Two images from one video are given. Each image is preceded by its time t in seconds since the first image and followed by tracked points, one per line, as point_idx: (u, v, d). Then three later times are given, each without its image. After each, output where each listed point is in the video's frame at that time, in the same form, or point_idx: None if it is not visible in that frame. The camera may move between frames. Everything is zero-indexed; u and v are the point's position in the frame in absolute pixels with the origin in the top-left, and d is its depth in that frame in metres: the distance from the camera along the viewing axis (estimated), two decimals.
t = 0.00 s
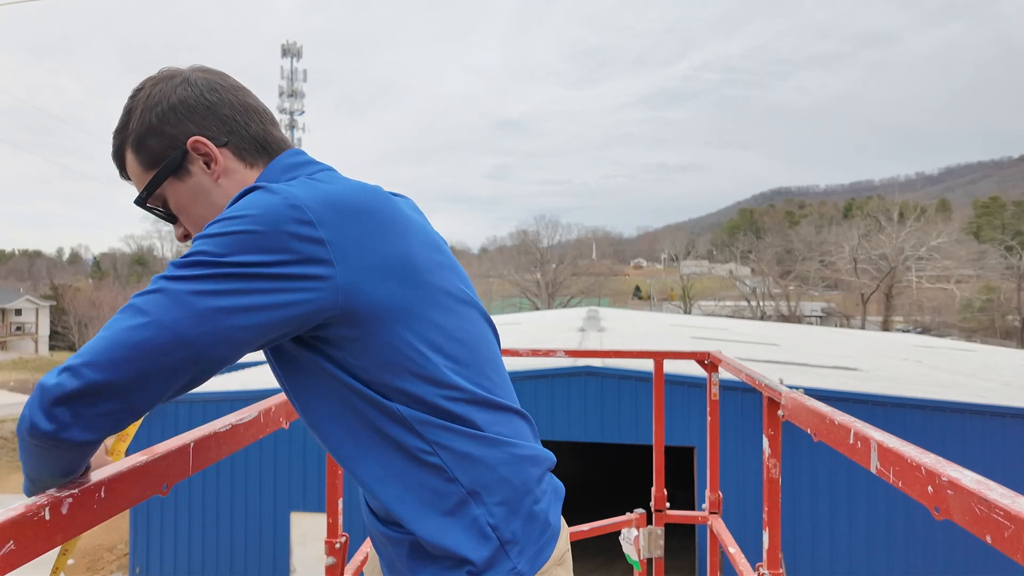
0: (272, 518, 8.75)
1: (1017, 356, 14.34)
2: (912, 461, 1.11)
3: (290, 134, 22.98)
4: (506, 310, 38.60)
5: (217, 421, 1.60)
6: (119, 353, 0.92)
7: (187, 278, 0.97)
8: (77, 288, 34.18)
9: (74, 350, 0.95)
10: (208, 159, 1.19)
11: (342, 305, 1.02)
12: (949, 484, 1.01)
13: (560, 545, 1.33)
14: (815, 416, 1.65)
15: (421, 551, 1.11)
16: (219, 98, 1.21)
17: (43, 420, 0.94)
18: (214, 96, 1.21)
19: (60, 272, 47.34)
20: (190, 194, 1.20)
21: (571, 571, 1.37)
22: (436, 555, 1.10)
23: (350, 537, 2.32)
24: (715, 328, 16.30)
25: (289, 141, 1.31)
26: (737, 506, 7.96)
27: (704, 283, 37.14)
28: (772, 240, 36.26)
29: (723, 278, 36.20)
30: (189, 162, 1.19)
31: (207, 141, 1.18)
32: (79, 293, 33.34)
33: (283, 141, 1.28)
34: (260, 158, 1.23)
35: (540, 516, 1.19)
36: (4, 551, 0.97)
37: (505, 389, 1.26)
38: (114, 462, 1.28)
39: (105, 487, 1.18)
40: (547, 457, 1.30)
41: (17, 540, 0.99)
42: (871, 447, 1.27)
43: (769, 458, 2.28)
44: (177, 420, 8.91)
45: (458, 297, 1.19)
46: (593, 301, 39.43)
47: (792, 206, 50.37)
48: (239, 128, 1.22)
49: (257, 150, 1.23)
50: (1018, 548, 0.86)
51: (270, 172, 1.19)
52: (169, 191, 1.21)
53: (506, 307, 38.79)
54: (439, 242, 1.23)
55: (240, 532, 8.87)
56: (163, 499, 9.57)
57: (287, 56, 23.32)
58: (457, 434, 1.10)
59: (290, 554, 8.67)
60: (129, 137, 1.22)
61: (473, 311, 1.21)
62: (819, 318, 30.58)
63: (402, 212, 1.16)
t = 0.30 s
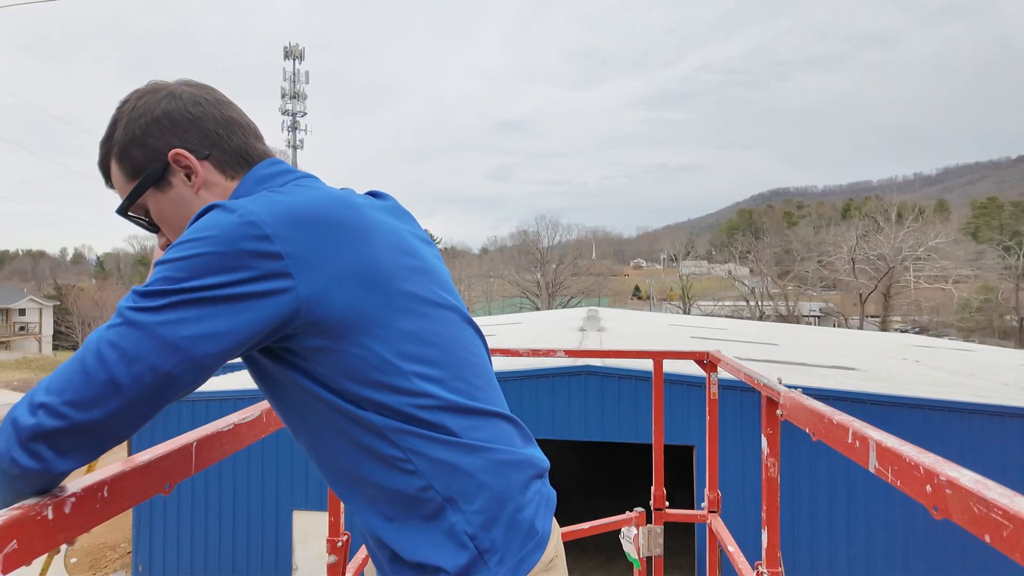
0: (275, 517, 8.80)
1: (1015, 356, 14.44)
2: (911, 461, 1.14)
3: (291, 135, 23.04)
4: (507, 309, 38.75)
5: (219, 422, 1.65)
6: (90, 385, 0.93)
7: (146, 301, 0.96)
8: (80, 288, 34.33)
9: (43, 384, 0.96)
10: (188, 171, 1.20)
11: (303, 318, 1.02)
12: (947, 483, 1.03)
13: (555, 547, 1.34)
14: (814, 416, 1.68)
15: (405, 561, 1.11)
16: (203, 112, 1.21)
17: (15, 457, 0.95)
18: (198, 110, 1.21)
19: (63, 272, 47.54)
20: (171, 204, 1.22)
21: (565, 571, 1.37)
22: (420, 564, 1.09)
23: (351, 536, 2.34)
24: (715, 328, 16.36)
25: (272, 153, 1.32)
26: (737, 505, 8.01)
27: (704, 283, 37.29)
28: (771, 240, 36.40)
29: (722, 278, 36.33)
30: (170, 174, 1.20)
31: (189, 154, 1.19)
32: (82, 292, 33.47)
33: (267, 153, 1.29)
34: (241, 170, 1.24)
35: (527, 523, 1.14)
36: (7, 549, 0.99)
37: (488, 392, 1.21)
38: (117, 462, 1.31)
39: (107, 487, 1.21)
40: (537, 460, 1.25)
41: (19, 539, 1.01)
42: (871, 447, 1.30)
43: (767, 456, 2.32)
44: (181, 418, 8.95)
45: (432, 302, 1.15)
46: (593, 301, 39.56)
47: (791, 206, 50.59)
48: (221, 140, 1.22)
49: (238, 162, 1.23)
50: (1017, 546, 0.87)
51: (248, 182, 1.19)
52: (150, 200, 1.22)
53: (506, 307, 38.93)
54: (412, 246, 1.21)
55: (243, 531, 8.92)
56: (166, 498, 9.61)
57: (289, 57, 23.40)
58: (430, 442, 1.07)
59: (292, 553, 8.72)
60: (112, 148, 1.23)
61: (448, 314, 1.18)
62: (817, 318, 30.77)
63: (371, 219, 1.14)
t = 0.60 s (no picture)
0: (276, 517, 8.82)
1: (1014, 356, 14.47)
2: (908, 460, 1.15)
3: (292, 135, 23.09)
4: (507, 309, 38.83)
5: (221, 420, 1.67)
6: (80, 391, 0.95)
7: (136, 306, 0.98)
8: (81, 288, 34.35)
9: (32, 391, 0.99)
10: (173, 192, 1.22)
11: (292, 325, 1.03)
12: (946, 482, 1.04)
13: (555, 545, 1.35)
14: (813, 415, 1.71)
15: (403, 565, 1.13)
16: (186, 131, 1.22)
17: (12, 458, 0.99)
18: (180, 130, 1.22)
19: (64, 272, 47.62)
20: (160, 224, 1.25)
21: (565, 570, 1.38)
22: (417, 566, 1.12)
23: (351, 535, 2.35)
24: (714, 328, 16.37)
25: (257, 168, 1.33)
26: (737, 505, 8.03)
27: (703, 283, 37.36)
28: (770, 240, 36.47)
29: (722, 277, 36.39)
30: (155, 195, 1.22)
31: (173, 174, 1.21)
32: (83, 292, 33.50)
33: (252, 169, 1.30)
34: (226, 187, 1.25)
35: (525, 524, 1.16)
36: (10, 548, 1.00)
37: (481, 393, 1.22)
38: (120, 460, 1.33)
39: (109, 485, 1.23)
40: (533, 459, 1.26)
41: (21, 536, 1.02)
42: (868, 445, 1.32)
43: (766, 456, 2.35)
44: (182, 418, 8.98)
45: (422, 306, 1.17)
46: (593, 300, 39.65)
47: (791, 206, 50.66)
48: (205, 159, 1.23)
49: (223, 179, 1.25)
50: (1012, 545, 0.88)
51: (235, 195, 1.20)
52: (139, 221, 1.25)
53: (506, 307, 38.99)
54: (400, 249, 1.22)
55: (244, 532, 8.94)
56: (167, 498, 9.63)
57: (290, 58, 23.44)
58: (423, 446, 1.09)
59: (292, 553, 8.74)
60: (99, 169, 1.25)
61: (437, 316, 1.19)
62: (817, 318, 30.97)
63: (357, 225, 1.15)
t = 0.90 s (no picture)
0: (277, 519, 8.82)
1: (1015, 355, 14.47)
2: (910, 461, 1.15)
3: (292, 136, 23.11)
4: (507, 309, 38.88)
5: (221, 420, 1.67)
6: (65, 400, 0.95)
7: (123, 319, 0.99)
8: (81, 288, 34.37)
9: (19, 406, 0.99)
10: (166, 197, 1.22)
11: (280, 333, 1.03)
12: (946, 483, 1.04)
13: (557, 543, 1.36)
14: (814, 415, 1.70)
15: (401, 569, 1.14)
16: (178, 137, 1.22)
17: None
18: (172, 135, 1.22)
19: (65, 272, 47.65)
20: (153, 231, 1.25)
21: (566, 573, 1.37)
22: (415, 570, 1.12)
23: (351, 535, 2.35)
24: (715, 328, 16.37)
25: (251, 172, 1.34)
26: (738, 505, 8.02)
27: (703, 283, 37.37)
28: (771, 240, 36.47)
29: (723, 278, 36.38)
30: (148, 201, 1.22)
31: (166, 179, 1.21)
32: (83, 292, 33.52)
33: (245, 173, 1.30)
34: (219, 191, 1.25)
35: (523, 526, 1.15)
36: (10, 548, 1.00)
37: (477, 394, 1.22)
38: (119, 461, 1.33)
39: (108, 485, 1.22)
40: (531, 459, 1.25)
41: (21, 537, 1.02)
42: (869, 446, 1.32)
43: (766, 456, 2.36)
44: (183, 418, 8.98)
45: (414, 309, 1.16)
46: (593, 301, 39.66)
47: (791, 206, 50.68)
48: (197, 165, 1.23)
49: (216, 184, 1.25)
50: (1016, 547, 0.88)
51: (229, 200, 1.20)
52: (132, 229, 1.26)
53: (506, 307, 39.03)
54: (391, 252, 1.21)
55: (244, 531, 8.94)
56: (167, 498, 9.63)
57: (290, 58, 23.46)
58: (415, 451, 1.09)
59: (293, 553, 8.75)
60: (91, 177, 1.24)
61: (430, 319, 1.18)
62: (817, 318, 30.96)
63: (346, 230, 1.15)
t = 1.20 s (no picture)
0: (277, 519, 8.83)
1: (1015, 355, 14.48)
2: (910, 461, 1.15)
3: (293, 136, 23.10)
4: (507, 309, 38.89)
5: (221, 421, 1.67)
6: (71, 398, 0.96)
7: (129, 315, 0.99)
8: (82, 288, 34.40)
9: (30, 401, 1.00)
10: (179, 198, 1.22)
11: (285, 333, 1.04)
12: (947, 483, 1.04)
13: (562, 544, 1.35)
14: (814, 415, 1.71)
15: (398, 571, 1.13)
16: (190, 138, 1.22)
17: (15, 470, 1.01)
18: (186, 137, 1.22)
19: (65, 272, 47.67)
20: (165, 230, 1.25)
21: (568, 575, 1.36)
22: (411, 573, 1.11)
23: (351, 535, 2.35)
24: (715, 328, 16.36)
25: (262, 173, 1.33)
26: (738, 505, 8.03)
27: (704, 283, 37.38)
28: (771, 240, 36.49)
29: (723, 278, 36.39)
30: (161, 202, 1.23)
31: (178, 180, 1.21)
32: (83, 292, 33.51)
33: (256, 175, 1.30)
34: (231, 193, 1.25)
35: (523, 531, 1.14)
36: (10, 549, 1.00)
37: (480, 397, 1.21)
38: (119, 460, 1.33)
39: (110, 485, 1.22)
40: (531, 465, 1.24)
41: (22, 537, 1.02)
42: (870, 446, 1.32)
43: (768, 456, 2.35)
44: (183, 418, 8.98)
45: (417, 310, 1.16)
46: (594, 301, 39.67)
47: (791, 206, 50.70)
48: (209, 166, 1.23)
49: (228, 186, 1.25)
50: (1016, 546, 0.88)
51: (241, 201, 1.20)
52: (145, 228, 1.26)
53: (506, 307, 39.04)
54: (396, 254, 1.21)
55: (244, 531, 8.94)
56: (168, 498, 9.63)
57: (291, 58, 23.45)
58: (417, 452, 1.09)
59: (293, 553, 8.75)
60: (106, 176, 1.25)
61: (434, 320, 1.18)
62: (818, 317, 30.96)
63: (352, 230, 1.15)
